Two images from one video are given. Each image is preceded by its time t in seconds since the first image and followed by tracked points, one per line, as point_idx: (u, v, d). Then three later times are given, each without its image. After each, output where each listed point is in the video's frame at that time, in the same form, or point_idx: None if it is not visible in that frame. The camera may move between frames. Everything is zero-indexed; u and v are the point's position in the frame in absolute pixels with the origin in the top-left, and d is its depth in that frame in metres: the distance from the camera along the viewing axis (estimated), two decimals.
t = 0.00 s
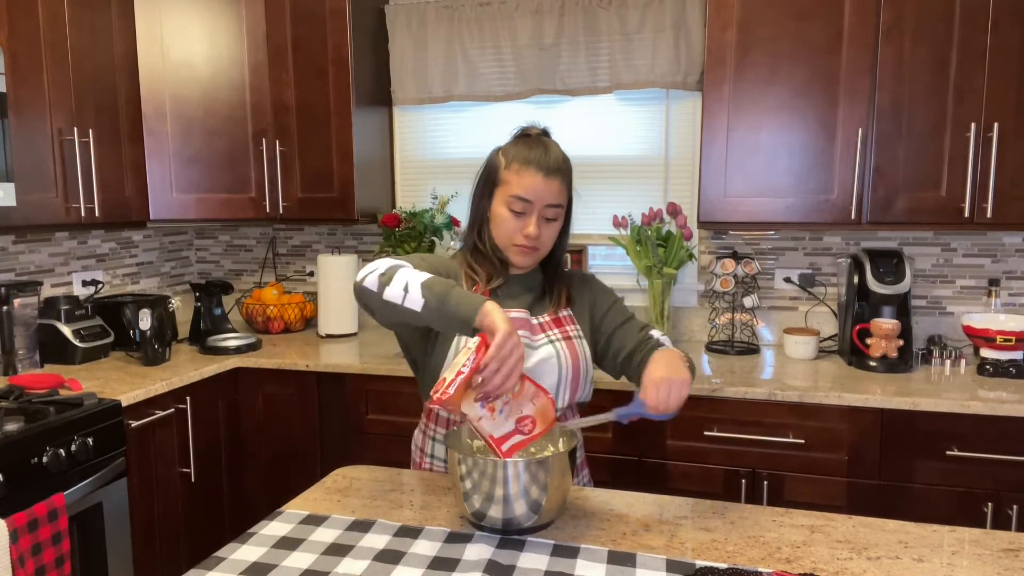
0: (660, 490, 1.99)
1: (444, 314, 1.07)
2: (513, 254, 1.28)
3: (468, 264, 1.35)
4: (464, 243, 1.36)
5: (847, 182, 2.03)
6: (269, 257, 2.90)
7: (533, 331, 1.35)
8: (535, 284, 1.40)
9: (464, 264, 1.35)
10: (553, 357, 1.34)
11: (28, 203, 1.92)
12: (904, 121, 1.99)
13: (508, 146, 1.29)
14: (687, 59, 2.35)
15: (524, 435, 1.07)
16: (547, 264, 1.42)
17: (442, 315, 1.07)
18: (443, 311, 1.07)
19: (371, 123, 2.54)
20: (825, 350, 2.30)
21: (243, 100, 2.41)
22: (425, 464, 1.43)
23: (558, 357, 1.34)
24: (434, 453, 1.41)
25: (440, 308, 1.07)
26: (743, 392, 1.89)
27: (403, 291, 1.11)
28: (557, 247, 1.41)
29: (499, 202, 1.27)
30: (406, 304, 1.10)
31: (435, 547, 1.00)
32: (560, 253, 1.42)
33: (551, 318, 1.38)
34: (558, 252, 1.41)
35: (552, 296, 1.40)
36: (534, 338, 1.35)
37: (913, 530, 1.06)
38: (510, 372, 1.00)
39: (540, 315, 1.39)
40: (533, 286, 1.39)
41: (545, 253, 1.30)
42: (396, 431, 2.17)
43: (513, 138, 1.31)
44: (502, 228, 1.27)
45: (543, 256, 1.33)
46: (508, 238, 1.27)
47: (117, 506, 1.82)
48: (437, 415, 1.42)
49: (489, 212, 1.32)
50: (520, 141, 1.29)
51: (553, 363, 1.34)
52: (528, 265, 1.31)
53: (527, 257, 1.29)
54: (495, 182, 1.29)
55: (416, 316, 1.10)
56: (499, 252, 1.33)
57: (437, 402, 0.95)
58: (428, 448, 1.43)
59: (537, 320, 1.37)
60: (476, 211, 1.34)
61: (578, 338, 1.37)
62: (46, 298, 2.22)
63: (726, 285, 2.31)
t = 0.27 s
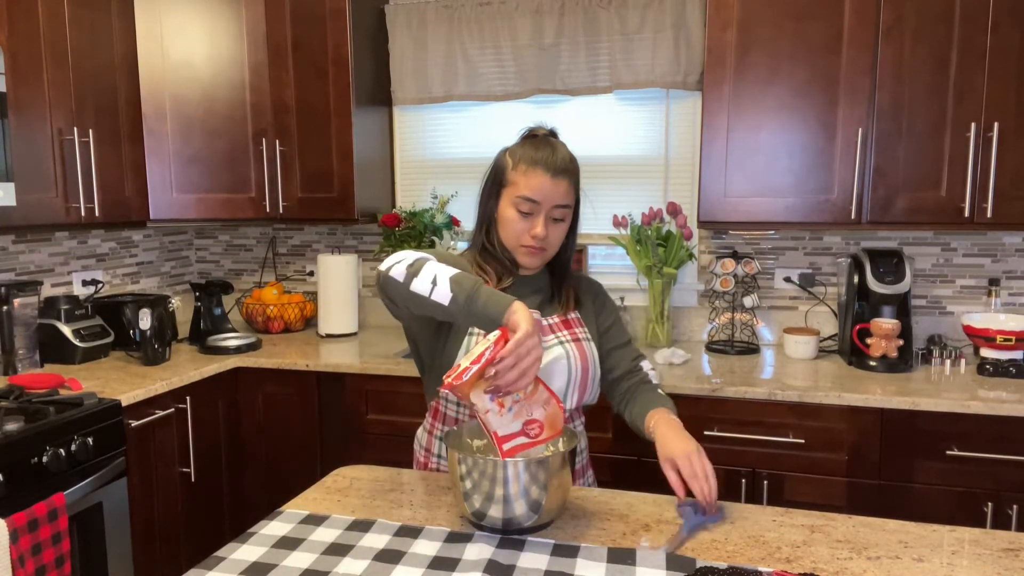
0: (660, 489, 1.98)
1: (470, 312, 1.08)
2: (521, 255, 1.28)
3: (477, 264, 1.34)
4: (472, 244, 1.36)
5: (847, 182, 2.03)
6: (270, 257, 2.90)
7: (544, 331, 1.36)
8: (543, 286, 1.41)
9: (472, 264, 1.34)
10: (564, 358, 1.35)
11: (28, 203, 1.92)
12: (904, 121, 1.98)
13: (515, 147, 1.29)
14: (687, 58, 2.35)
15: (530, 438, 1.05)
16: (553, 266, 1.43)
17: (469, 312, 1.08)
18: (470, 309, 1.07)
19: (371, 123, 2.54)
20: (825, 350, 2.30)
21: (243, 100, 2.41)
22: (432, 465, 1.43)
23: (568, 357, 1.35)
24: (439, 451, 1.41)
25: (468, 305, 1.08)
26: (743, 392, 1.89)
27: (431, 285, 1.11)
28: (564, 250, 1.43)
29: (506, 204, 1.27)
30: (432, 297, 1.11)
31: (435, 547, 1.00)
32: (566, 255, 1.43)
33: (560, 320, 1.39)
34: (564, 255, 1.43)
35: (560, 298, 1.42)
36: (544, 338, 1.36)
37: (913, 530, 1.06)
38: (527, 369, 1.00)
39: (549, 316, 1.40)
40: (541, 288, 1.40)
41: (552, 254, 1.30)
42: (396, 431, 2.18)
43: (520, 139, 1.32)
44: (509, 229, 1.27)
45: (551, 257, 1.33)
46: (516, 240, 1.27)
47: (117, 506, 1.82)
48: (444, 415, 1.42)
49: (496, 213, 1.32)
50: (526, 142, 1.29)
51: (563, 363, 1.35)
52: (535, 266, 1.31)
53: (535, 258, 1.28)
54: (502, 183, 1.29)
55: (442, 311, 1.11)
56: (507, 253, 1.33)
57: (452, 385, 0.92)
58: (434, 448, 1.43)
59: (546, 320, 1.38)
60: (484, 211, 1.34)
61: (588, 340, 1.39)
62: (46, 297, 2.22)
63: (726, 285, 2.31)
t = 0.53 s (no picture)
0: (660, 490, 1.99)
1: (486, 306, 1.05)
2: (517, 255, 1.27)
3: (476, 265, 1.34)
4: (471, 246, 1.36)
5: (847, 182, 2.03)
6: (270, 257, 2.90)
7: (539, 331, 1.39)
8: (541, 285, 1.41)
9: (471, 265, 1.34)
10: (557, 356, 1.38)
11: (28, 203, 1.92)
12: (904, 121, 1.99)
13: (510, 147, 1.29)
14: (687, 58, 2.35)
15: (522, 443, 1.01)
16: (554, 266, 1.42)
17: (487, 306, 1.05)
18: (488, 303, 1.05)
19: (371, 123, 2.54)
20: (825, 350, 2.30)
21: (243, 100, 2.41)
22: (431, 464, 1.43)
23: (561, 355, 1.39)
24: (438, 450, 1.41)
25: (487, 297, 1.05)
26: (743, 392, 1.89)
27: (453, 276, 1.08)
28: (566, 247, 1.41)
29: (501, 204, 1.27)
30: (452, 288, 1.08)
31: (435, 547, 1.00)
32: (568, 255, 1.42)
33: (556, 317, 1.42)
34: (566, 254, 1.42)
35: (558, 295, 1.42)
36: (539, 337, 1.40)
37: (913, 530, 1.06)
38: (539, 359, 0.98)
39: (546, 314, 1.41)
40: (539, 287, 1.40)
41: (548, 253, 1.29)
42: (396, 431, 2.18)
43: (515, 140, 1.32)
44: (505, 229, 1.27)
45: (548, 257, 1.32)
46: (511, 239, 1.27)
47: (117, 506, 1.82)
48: (444, 414, 1.42)
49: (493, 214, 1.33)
50: (520, 142, 1.29)
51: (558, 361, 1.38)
52: (532, 266, 1.30)
53: (531, 257, 1.27)
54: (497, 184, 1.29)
55: (460, 303, 1.07)
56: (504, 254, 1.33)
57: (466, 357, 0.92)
58: (434, 447, 1.43)
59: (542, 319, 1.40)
60: (482, 212, 1.34)
61: (584, 337, 1.42)
62: (46, 298, 2.22)
63: (726, 285, 2.31)
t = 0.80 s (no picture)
0: (660, 489, 1.99)
1: (477, 287, 1.04)
2: (506, 255, 1.27)
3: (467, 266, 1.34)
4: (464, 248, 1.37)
5: (847, 182, 2.03)
6: (269, 257, 2.89)
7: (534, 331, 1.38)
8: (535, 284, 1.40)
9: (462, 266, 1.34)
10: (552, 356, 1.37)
11: (28, 203, 1.92)
12: (904, 121, 1.99)
13: (494, 148, 1.29)
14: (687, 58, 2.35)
15: (507, 421, 0.99)
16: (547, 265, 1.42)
17: (478, 286, 1.04)
18: (478, 283, 1.04)
19: (371, 123, 2.54)
20: (825, 350, 2.30)
21: (243, 100, 2.41)
22: (432, 464, 1.43)
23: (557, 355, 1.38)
24: (437, 451, 1.41)
25: (476, 278, 1.04)
26: (743, 392, 1.89)
27: (439, 264, 1.08)
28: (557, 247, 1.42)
29: (488, 206, 1.27)
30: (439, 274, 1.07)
31: (435, 547, 1.00)
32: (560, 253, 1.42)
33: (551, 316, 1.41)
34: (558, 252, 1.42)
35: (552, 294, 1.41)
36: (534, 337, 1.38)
37: (913, 530, 1.06)
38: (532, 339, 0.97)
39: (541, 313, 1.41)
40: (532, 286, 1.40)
41: (539, 252, 1.28)
42: (396, 431, 2.17)
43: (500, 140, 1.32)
44: (493, 230, 1.27)
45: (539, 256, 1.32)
46: (499, 240, 1.27)
47: (117, 506, 1.82)
48: (443, 415, 1.42)
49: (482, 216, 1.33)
50: (504, 142, 1.29)
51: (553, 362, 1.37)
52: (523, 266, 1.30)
53: (521, 257, 1.27)
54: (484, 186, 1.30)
55: (449, 289, 1.06)
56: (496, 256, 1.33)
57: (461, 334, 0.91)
58: (434, 447, 1.43)
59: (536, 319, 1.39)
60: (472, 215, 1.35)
61: (580, 335, 1.40)
62: (46, 298, 2.22)
63: (726, 285, 2.31)
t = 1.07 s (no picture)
0: (660, 489, 1.99)
1: (492, 285, 1.03)
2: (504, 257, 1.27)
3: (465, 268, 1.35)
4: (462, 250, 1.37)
5: (847, 182, 2.03)
6: (269, 257, 2.90)
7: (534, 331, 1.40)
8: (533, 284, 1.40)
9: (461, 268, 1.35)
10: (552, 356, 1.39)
11: (28, 203, 1.92)
12: (904, 121, 1.99)
13: (488, 149, 1.29)
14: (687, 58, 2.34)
15: (500, 437, 0.99)
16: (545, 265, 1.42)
17: (491, 283, 1.02)
18: (492, 280, 1.02)
19: (371, 123, 2.54)
20: (825, 350, 2.30)
21: (243, 100, 2.41)
22: (431, 465, 1.43)
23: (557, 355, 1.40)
24: (437, 451, 1.42)
25: (487, 277, 1.03)
26: (743, 392, 1.89)
27: (448, 264, 1.06)
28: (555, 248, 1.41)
29: (484, 208, 1.27)
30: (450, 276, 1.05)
31: (435, 547, 1.00)
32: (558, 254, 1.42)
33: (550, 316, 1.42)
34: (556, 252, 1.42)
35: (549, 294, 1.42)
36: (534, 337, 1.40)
37: (913, 530, 1.06)
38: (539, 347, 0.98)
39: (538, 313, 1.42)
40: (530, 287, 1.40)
41: (536, 252, 1.28)
42: (396, 431, 2.18)
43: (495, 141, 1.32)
44: (490, 232, 1.27)
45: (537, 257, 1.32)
46: (496, 241, 1.27)
47: (117, 506, 1.82)
48: (444, 415, 1.42)
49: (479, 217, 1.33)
50: (498, 143, 1.29)
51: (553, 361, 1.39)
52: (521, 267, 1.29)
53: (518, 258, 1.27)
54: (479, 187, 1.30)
55: (461, 287, 1.05)
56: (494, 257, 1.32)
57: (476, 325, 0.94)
58: (433, 448, 1.43)
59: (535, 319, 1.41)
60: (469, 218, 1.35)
61: (579, 335, 1.43)
62: (46, 297, 2.22)
63: (726, 285, 2.31)
